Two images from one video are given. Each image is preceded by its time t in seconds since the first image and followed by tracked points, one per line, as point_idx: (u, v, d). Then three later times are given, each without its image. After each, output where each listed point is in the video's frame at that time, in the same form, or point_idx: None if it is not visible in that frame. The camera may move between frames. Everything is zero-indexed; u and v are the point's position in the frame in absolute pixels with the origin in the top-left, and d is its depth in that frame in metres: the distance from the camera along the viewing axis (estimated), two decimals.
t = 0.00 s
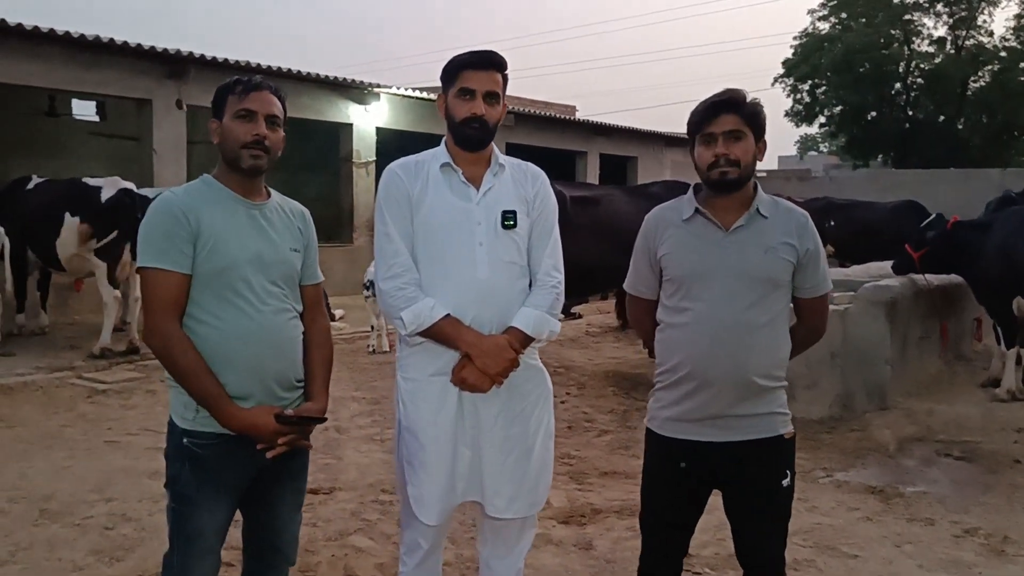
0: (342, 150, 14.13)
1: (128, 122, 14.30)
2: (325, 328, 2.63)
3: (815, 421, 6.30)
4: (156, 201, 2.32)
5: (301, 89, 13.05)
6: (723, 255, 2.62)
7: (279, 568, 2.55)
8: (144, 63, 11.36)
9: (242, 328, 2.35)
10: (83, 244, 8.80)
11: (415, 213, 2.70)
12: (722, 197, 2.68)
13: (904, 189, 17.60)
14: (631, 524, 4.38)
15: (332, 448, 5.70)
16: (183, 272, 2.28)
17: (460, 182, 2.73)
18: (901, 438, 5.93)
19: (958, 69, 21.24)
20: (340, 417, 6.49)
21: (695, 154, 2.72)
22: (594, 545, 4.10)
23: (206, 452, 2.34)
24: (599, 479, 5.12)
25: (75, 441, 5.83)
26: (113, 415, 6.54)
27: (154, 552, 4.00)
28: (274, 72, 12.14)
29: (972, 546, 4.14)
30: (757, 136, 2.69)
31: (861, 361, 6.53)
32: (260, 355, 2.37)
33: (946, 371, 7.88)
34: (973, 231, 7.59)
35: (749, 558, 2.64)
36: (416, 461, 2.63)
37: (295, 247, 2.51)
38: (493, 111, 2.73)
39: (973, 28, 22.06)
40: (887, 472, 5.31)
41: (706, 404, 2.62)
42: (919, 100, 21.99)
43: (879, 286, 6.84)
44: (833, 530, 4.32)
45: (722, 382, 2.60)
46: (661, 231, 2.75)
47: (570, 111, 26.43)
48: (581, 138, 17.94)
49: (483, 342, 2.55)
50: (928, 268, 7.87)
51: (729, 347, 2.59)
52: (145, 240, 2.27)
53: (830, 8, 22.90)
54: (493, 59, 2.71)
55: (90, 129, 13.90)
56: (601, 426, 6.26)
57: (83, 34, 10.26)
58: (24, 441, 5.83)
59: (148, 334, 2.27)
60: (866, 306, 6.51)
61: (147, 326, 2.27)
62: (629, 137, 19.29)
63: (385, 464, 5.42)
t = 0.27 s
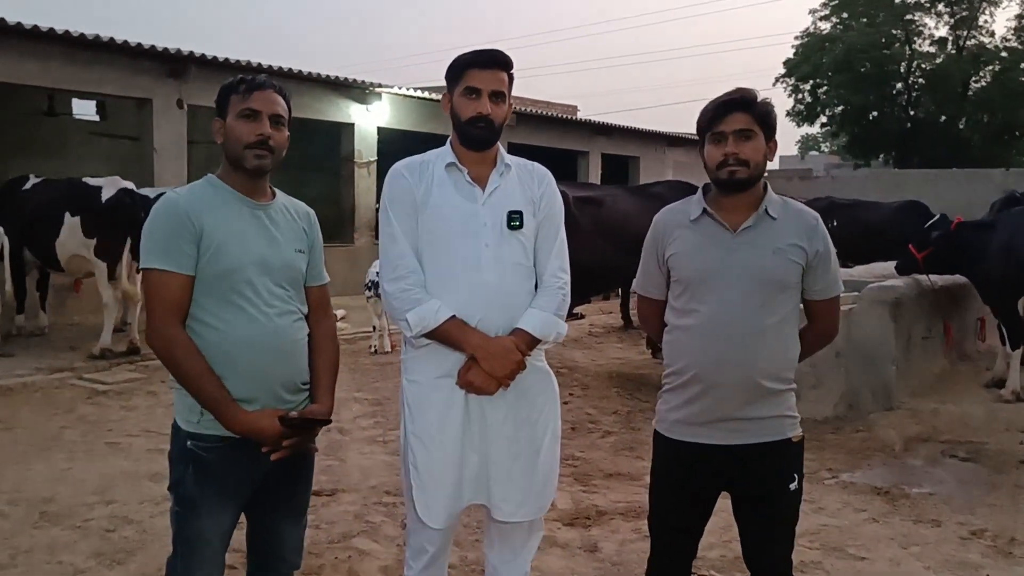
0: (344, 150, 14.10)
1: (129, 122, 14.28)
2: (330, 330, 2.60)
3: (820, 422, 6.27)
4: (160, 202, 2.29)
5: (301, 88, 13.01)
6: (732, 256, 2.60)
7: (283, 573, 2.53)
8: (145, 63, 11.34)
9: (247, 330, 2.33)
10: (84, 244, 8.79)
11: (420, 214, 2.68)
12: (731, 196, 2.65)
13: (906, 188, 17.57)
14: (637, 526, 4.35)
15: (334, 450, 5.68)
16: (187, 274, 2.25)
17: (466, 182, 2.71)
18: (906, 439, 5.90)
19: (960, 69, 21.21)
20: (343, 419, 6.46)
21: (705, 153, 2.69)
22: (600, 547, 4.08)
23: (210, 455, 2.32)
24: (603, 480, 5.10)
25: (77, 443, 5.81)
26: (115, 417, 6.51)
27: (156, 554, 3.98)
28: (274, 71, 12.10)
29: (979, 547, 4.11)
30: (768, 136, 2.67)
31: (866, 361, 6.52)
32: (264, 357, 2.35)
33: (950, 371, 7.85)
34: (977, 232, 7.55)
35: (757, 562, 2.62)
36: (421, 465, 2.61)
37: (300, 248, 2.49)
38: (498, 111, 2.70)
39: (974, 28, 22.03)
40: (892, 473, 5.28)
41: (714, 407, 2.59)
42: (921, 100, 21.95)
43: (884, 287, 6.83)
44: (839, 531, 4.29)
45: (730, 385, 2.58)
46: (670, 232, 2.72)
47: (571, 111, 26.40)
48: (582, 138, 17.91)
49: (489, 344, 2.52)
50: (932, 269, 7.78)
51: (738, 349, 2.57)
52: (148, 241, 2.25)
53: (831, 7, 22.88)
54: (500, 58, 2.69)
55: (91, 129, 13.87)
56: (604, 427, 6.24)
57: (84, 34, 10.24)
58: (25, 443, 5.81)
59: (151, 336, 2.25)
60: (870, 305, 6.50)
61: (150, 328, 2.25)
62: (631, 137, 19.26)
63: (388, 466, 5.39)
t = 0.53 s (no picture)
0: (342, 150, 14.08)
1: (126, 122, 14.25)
2: (334, 331, 2.59)
3: (820, 423, 6.28)
4: (162, 203, 2.28)
5: (299, 88, 12.99)
6: (736, 257, 2.60)
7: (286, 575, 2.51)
8: (142, 63, 11.31)
9: (250, 331, 2.31)
10: (81, 244, 8.77)
11: (423, 215, 2.67)
12: (737, 198, 2.65)
13: (903, 189, 17.59)
14: (637, 528, 4.34)
15: (333, 451, 5.66)
16: (190, 275, 2.24)
17: (469, 183, 2.69)
18: (905, 439, 5.90)
19: (956, 69, 21.24)
20: (341, 420, 6.44)
21: (710, 154, 2.70)
22: (601, 549, 4.07)
23: (213, 458, 2.30)
24: (603, 482, 5.09)
25: (75, 445, 5.79)
26: (112, 418, 6.49)
27: (156, 556, 3.96)
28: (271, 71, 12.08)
29: (980, 548, 4.10)
30: (774, 136, 2.67)
31: (862, 361, 6.54)
32: (267, 359, 2.34)
33: (949, 372, 7.86)
34: (977, 233, 7.55)
35: (761, 563, 2.61)
36: (424, 467, 2.60)
37: (303, 250, 2.47)
38: (502, 110, 2.69)
39: (971, 28, 22.06)
40: (892, 474, 5.28)
41: (718, 409, 2.59)
42: (918, 101, 21.97)
43: (883, 288, 6.83)
44: (840, 532, 4.29)
45: (734, 387, 2.57)
46: (674, 233, 2.72)
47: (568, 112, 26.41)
48: (580, 139, 17.90)
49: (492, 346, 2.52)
50: (931, 269, 7.83)
51: (741, 351, 2.57)
52: (152, 241, 2.23)
53: (828, 8, 22.90)
54: (503, 58, 2.67)
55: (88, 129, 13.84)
56: (603, 428, 6.23)
57: (81, 34, 10.22)
58: (22, 445, 5.78)
59: (154, 337, 2.23)
60: (870, 306, 6.50)
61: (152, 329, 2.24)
62: (628, 138, 19.25)
63: (387, 467, 5.38)
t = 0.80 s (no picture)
0: (340, 150, 14.07)
1: (124, 122, 14.24)
2: (332, 331, 2.57)
3: (819, 423, 6.27)
4: (160, 202, 2.26)
5: (298, 88, 12.97)
6: (737, 257, 2.59)
7: None
8: (140, 62, 11.29)
9: (249, 331, 2.30)
10: (79, 244, 8.75)
11: (423, 216, 2.65)
12: (737, 197, 2.65)
13: (902, 189, 17.59)
14: (637, 528, 4.33)
15: (332, 451, 5.65)
16: (188, 274, 2.23)
17: (469, 182, 2.68)
18: (905, 440, 5.90)
19: (955, 70, 21.24)
20: (340, 421, 6.43)
21: (710, 153, 2.68)
22: (600, 550, 4.06)
23: (211, 458, 2.29)
24: (602, 482, 5.07)
25: (72, 445, 5.77)
26: (110, 418, 6.48)
27: (154, 557, 3.95)
28: (270, 71, 12.06)
29: (980, 550, 4.09)
30: (775, 136, 2.66)
31: (863, 361, 6.52)
32: (266, 359, 2.32)
33: (949, 372, 7.86)
34: (978, 234, 7.54)
35: (762, 564, 2.61)
36: (425, 468, 2.58)
37: (301, 249, 2.46)
38: (501, 109, 2.66)
39: (970, 28, 22.07)
40: (891, 475, 5.27)
41: (720, 409, 2.58)
42: (916, 101, 21.98)
43: (884, 289, 6.80)
44: (840, 534, 4.27)
45: (735, 387, 2.56)
46: (675, 233, 2.71)
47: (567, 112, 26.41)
48: (579, 139, 17.89)
49: (492, 347, 2.50)
50: (931, 270, 7.85)
51: (742, 351, 2.56)
52: (150, 240, 2.22)
53: (828, 8, 22.91)
54: (502, 56, 2.65)
55: (86, 129, 13.82)
56: (602, 428, 6.22)
57: (79, 33, 10.20)
58: (20, 445, 5.76)
59: (152, 337, 2.22)
60: (870, 307, 6.48)
61: (150, 328, 2.22)
62: (627, 138, 19.25)
63: (386, 468, 5.36)
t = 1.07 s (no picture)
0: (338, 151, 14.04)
1: (120, 122, 14.19)
2: (322, 333, 2.54)
3: (817, 425, 6.25)
4: (147, 202, 2.23)
5: (295, 88, 12.94)
6: (732, 259, 2.57)
7: None
8: (136, 62, 11.25)
9: (238, 334, 2.27)
10: (73, 246, 8.72)
11: (414, 216, 2.62)
12: (732, 198, 2.62)
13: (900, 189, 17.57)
14: (633, 531, 4.30)
15: (326, 453, 5.61)
16: (176, 276, 2.20)
17: (461, 183, 2.65)
18: (902, 442, 5.87)
19: (953, 70, 21.24)
20: (335, 422, 6.40)
21: (705, 154, 2.66)
22: (595, 553, 4.02)
23: (198, 463, 2.26)
24: (598, 485, 5.04)
25: (65, 447, 5.73)
26: (104, 420, 6.44)
27: (145, 561, 3.91)
28: (267, 71, 12.03)
29: (978, 553, 4.07)
30: (770, 136, 2.64)
31: (859, 363, 6.50)
32: (255, 362, 2.30)
33: (946, 373, 7.84)
34: (975, 235, 7.55)
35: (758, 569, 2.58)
36: (417, 471, 2.55)
37: (291, 251, 2.43)
38: (494, 109, 2.62)
39: (968, 29, 22.09)
40: (889, 477, 5.24)
41: (715, 412, 2.56)
42: (914, 102, 21.97)
43: (881, 290, 6.79)
44: (837, 537, 4.25)
45: (731, 389, 2.54)
46: (669, 234, 2.69)
47: (565, 112, 26.38)
48: (577, 139, 17.86)
49: (482, 344, 2.47)
50: (928, 272, 7.84)
51: (738, 353, 2.54)
52: (136, 242, 2.19)
53: (826, 9, 22.90)
54: (495, 56, 2.60)
55: (82, 129, 13.78)
56: (599, 430, 6.19)
57: (75, 33, 10.16)
58: (13, 447, 5.72)
59: (139, 340, 2.19)
60: (866, 308, 6.47)
61: (137, 331, 2.19)
62: (625, 138, 19.22)
63: (381, 470, 5.33)
